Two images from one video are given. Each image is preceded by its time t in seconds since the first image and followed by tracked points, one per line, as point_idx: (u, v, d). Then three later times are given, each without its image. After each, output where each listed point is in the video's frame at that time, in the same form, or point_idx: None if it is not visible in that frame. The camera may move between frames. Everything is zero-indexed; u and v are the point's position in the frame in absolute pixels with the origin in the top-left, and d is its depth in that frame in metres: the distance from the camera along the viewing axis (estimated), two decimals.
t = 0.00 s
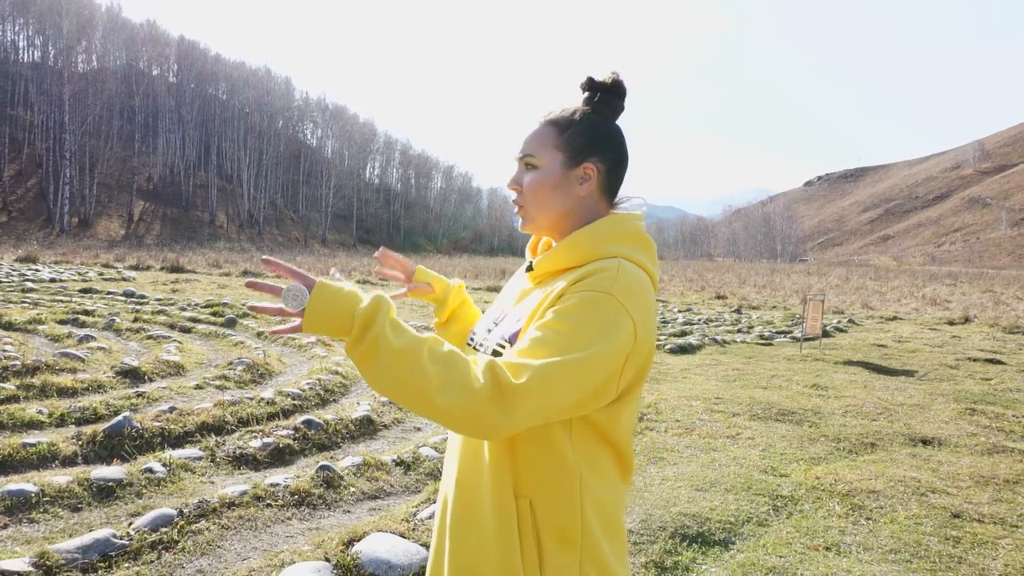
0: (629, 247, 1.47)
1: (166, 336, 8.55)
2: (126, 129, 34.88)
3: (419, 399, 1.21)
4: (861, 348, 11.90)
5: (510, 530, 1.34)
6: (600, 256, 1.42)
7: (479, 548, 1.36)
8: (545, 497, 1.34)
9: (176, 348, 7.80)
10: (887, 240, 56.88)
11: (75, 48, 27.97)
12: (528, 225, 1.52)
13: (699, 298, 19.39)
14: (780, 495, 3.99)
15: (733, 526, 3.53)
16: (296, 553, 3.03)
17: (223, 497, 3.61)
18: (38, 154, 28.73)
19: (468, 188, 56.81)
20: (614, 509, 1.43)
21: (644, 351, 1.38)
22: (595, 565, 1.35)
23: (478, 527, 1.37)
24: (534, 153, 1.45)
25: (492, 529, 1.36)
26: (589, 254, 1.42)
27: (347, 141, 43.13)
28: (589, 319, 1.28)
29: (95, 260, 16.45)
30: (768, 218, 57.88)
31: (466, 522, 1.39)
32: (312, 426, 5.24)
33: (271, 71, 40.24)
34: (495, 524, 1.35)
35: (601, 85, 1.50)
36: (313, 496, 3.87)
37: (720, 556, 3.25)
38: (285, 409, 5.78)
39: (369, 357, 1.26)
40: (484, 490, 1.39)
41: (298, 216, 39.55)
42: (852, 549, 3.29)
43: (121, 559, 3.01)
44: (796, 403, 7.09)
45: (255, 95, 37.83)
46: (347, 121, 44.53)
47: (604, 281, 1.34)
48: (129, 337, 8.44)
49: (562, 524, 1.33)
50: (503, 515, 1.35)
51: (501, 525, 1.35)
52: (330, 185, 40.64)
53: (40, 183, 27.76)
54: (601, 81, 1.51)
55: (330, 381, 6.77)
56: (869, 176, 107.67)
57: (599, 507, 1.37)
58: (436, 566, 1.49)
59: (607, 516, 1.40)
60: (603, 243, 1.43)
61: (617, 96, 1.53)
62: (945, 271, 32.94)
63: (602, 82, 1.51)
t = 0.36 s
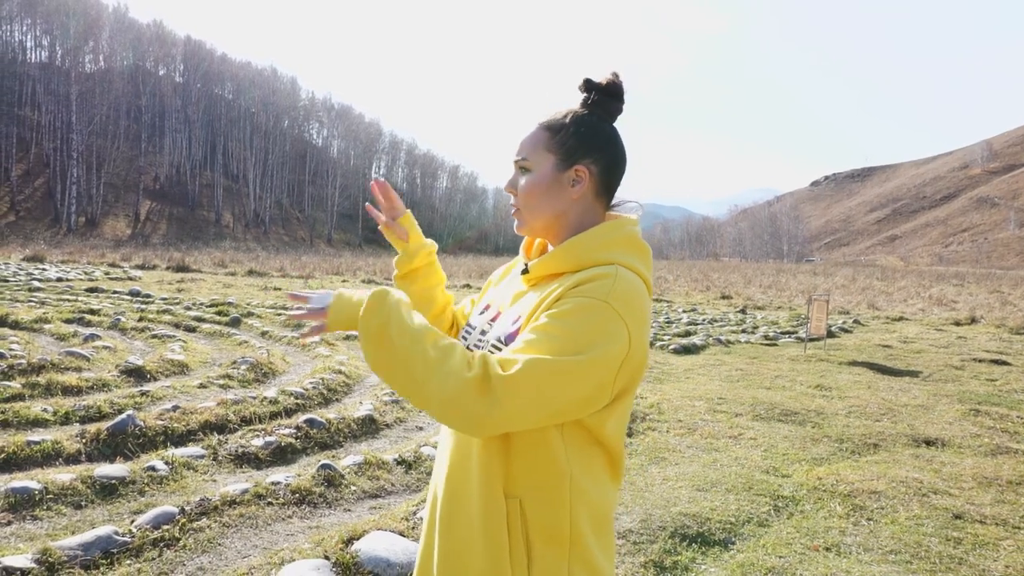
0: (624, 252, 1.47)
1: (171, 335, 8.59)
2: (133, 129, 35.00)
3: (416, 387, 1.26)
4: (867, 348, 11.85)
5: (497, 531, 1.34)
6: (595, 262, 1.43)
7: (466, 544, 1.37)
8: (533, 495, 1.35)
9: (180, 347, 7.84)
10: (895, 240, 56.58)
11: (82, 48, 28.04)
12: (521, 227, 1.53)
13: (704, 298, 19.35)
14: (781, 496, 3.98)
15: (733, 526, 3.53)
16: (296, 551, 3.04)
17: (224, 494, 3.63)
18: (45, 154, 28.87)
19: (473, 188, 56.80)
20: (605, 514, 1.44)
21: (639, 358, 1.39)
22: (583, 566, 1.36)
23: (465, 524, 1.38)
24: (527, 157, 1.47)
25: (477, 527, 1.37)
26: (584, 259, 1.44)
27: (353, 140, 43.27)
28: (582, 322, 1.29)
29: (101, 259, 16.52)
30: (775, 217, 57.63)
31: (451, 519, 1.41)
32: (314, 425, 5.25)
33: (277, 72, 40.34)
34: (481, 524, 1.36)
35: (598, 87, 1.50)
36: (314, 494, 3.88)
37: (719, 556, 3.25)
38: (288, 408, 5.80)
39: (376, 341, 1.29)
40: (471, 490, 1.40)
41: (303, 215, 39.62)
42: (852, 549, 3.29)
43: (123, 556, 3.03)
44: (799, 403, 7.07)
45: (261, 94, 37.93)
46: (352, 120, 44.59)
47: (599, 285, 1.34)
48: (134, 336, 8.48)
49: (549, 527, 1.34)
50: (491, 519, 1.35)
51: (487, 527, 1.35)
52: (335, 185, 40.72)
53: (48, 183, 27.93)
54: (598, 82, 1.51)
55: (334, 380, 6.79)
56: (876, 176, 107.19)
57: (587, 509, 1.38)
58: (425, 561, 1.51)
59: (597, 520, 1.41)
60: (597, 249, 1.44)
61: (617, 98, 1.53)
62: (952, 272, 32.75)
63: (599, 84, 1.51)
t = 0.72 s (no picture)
0: (622, 250, 1.48)
1: (186, 334, 8.68)
2: (149, 130, 35.42)
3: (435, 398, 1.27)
4: (881, 349, 11.73)
5: (500, 529, 1.35)
6: (595, 262, 1.44)
7: (468, 541, 1.39)
8: (534, 495, 1.36)
9: (194, 346, 7.93)
10: (911, 240, 55.99)
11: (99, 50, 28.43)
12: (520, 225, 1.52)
13: (717, 298, 19.27)
14: (790, 496, 3.96)
15: (742, 527, 3.52)
16: (305, 547, 3.07)
17: (235, 491, 3.67)
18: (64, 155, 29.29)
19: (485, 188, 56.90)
20: (606, 512, 1.45)
21: (639, 357, 1.40)
22: (586, 565, 1.36)
23: (468, 523, 1.40)
24: (526, 156, 1.47)
25: (480, 525, 1.38)
26: (583, 258, 1.44)
27: (366, 140, 43.52)
28: (587, 326, 1.30)
29: (118, 259, 16.73)
30: (789, 217, 57.17)
31: (454, 518, 1.42)
32: (325, 423, 5.29)
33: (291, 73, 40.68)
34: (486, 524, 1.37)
35: (599, 85, 1.51)
36: (324, 492, 3.91)
37: (728, 556, 3.24)
38: (299, 406, 5.85)
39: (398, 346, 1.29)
40: (474, 490, 1.40)
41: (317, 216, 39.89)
42: (861, 550, 3.27)
43: (135, 551, 3.07)
44: (811, 404, 7.02)
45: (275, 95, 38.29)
46: (365, 121, 44.83)
47: (600, 286, 1.35)
48: (149, 335, 8.59)
49: (550, 525, 1.35)
50: (493, 517, 1.36)
51: (490, 528, 1.36)
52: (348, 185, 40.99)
53: (66, 183, 28.34)
54: (600, 81, 1.52)
55: (345, 379, 6.83)
56: (892, 175, 106.07)
57: (591, 508, 1.39)
58: (426, 557, 1.52)
59: (598, 517, 1.42)
60: (593, 247, 1.45)
61: (619, 96, 1.54)
62: (970, 272, 32.30)
63: (601, 82, 1.51)
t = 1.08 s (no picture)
0: (621, 250, 1.50)
1: (200, 333, 8.78)
2: (166, 130, 35.81)
3: (448, 410, 1.27)
4: (895, 351, 11.62)
5: (504, 527, 1.37)
6: (595, 261, 1.45)
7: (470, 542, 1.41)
8: (536, 494, 1.38)
9: (208, 345, 8.02)
10: (928, 241, 55.32)
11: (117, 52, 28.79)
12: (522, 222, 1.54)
13: (730, 299, 19.17)
14: (800, 497, 3.94)
15: (751, 528, 3.51)
16: (315, 544, 3.10)
17: (247, 488, 3.72)
18: (82, 156, 29.69)
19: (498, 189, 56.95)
20: (608, 508, 1.46)
21: (638, 354, 1.42)
22: (589, 563, 1.37)
23: (471, 522, 1.42)
24: (535, 153, 1.48)
25: (483, 528, 1.39)
26: (582, 257, 1.46)
27: (379, 141, 43.77)
28: (588, 328, 1.31)
29: (134, 259, 16.93)
30: (804, 218, 56.70)
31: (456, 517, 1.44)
32: (336, 422, 5.33)
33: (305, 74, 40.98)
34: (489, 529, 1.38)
35: (608, 89, 1.52)
36: (334, 490, 3.95)
37: (736, 557, 3.23)
38: (311, 405, 5.90)
39: (407, 356, 1.32)
40: (477, 492, 1.42)
41: (331, 216, 40.14)
42: (872, 552, 3.25)
43: (149, 546, 3.12)
44: (824, 406, 6.97)
45: (289, 96, 38.60)
46: (379, 121, 45.06)
47: (601, 287, 1.36)
48: (164, 334, 8.70)
49: (552, 525, 1.37)
50: (496, 521, 1.38)
51: (491, 528, 1.38)
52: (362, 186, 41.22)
53: (83, 184, 28.74)
54: (611, 82, 1.52)
55: (356, 378, 6.88)
56: (909, 175, 104.96)
57: (592, 508, 1.40)
58: (431, 558, 1.54)
59: (601, 515, 1.43)
60: (592, 246, 1.47)
61: (628, 99, 1.54)
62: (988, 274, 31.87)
63: (611, 84, 1.52)
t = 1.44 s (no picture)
0: (625, 249, 1.51)
1: (216, 331, 8.89)
2: (185, 130, 36.27)
3: (457, 409, 1.28)
4: (913, 352, 11.46)
5: (505, 525, 1.38)
6: (597, 261, 1.45)
7: (473, 539, 1.42)
8: (538, 490, 1.39)
9: (224, 342, 8.12)
10: (950, 241, 54.55)
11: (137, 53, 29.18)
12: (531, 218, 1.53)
13: (746, 298, 19.02)
14: (813, 499, 3.91)
15: (763, 528, 3.49)
16: (327, 539, 3.13)
17: (260, 484, 3.77)
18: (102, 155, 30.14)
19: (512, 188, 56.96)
20: (612, 504, 1.47)
21: (643, 350, 1.43)
22: (590, 559, 1.38)
23: (472, 519, 1.43)
24: (548, 146, 1.47)
25: (484, 525, 1.41)
26: (587, 256, 1.46)
27: (395, 140, 44.00)
28: (588, 328, 1.32)
29: (153, 257, 17.17)
30: (823, 217, 56.10)
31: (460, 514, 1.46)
32: (349, 419, 5.37)
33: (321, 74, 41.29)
34: (491, 528, 1.39)
35: (613, 90, 1.56)
36: (347, 486, 3.98)
37: (747, 557, 3.22)
38: (325, 403, 5.95)
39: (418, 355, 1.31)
40: (479, 487, 1.44)
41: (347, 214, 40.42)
42: (884, 554, 3.22)
43: (164, 540, 3.17)
44: (840, 406, 6.90)
45: (307, 95, 38.93)
46: (395, 120, 45.28)
47: (605, 286, 1.36)
48: (181, 331, 8.82)
49: (554, 519, 1.37)
50: (498, 516, 1.39)
51: (493, 525, 1.39)
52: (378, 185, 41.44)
53: (104, 183, 29.20)
54: (614, 86, 1.57)
55: (370, 375, 6.94)
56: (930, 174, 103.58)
57: (594, 504, 1.41)
58: (437, 558, 1.55)
59: (603, 514, 1.44)
60: (597, 244, 1.47)
61: (625, 101, 1.58)
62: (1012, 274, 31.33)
63: (615, 87, 1.56)
